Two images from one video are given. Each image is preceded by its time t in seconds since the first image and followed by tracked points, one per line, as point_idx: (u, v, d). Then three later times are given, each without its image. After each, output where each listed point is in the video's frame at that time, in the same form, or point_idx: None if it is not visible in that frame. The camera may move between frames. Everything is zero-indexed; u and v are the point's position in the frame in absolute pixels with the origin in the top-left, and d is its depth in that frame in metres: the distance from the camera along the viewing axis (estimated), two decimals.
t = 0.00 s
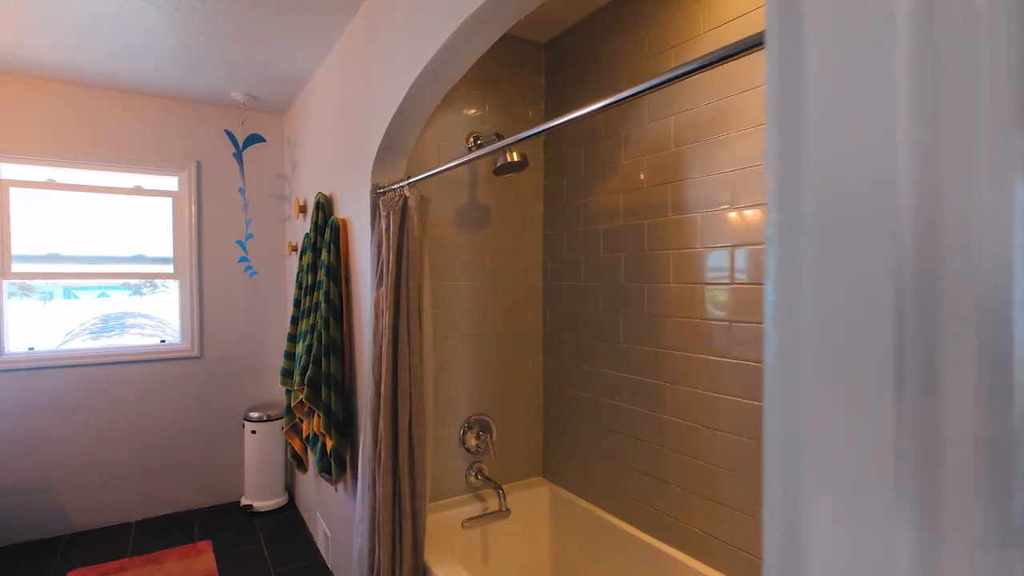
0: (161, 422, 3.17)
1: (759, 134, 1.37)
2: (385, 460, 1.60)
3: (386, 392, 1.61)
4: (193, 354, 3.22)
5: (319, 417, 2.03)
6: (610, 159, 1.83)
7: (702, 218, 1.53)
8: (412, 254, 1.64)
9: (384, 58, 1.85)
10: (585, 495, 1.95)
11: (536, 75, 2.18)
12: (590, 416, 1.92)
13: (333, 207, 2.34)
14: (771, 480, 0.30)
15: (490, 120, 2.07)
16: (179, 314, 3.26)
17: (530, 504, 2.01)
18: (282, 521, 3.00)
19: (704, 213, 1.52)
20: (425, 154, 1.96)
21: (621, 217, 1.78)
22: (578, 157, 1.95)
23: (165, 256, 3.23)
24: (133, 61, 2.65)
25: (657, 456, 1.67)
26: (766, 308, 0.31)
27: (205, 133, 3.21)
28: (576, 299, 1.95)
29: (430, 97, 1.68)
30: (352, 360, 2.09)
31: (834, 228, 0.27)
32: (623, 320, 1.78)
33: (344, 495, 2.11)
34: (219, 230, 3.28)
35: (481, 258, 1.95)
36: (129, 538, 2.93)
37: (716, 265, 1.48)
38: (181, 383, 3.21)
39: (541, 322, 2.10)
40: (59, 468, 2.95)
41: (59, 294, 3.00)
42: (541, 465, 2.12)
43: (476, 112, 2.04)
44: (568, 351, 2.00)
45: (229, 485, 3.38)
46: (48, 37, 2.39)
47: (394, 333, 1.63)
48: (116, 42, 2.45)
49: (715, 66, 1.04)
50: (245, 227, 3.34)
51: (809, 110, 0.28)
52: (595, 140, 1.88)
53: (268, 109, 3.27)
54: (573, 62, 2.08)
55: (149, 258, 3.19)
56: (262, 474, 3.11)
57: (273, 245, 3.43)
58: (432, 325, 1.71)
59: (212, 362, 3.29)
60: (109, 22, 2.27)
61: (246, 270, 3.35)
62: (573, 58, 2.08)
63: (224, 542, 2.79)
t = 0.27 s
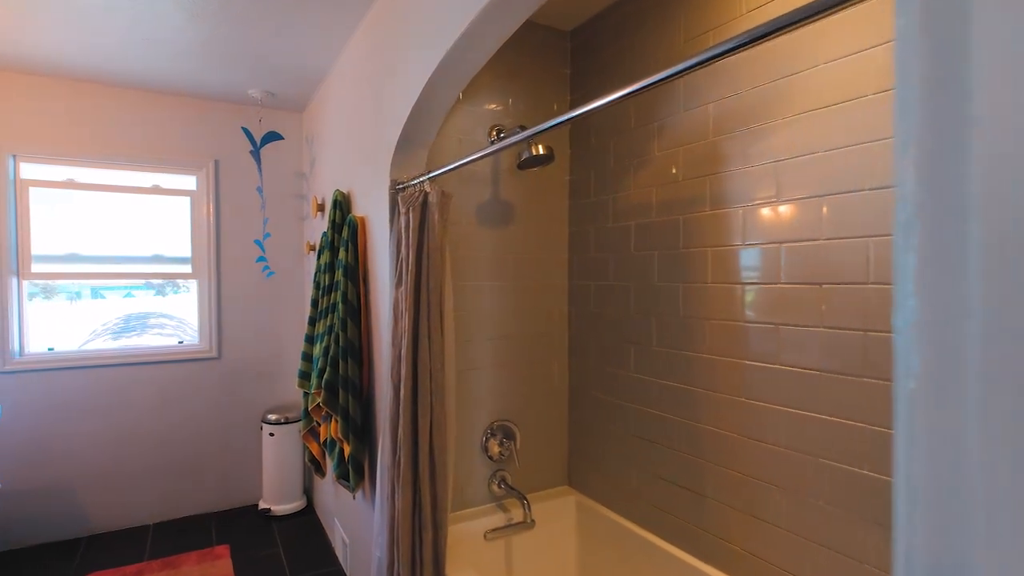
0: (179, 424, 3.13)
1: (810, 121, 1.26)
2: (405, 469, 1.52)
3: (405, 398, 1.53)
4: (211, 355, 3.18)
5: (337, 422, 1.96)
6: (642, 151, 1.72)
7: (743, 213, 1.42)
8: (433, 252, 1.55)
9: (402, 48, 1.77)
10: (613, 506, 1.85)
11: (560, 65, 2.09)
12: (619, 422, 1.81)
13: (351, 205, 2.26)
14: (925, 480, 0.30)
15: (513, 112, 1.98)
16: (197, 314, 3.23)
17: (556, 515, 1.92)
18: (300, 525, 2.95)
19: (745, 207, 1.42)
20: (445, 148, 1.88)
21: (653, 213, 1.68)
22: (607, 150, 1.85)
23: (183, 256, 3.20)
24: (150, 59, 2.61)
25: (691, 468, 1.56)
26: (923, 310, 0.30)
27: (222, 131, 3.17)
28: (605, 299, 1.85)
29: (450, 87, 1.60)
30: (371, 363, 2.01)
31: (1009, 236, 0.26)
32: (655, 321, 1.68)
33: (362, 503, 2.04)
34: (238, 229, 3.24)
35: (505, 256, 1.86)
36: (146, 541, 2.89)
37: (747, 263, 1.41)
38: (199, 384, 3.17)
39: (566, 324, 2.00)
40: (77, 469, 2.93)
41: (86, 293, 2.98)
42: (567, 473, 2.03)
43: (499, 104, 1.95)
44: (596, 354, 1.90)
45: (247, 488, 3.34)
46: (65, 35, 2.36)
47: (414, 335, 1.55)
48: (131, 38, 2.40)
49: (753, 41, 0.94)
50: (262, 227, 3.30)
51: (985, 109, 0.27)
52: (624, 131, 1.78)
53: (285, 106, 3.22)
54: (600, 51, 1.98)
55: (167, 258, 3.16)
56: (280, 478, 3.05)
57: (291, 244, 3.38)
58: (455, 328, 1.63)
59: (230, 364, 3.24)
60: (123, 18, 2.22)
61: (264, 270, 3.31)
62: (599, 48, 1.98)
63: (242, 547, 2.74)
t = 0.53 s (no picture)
0: (200, 425, 3.11)
1: (871, 104, 1.14)
2: (427, 478, 1.44)
3: (428, 404, 1.45)
4: (231, 356, 3.15)
5: (356, 427, 1.89)
6: (678, 142, 1.62)
7: (792, 207, 1.31)
8: (456, 250, 1.47)
9: (422, 37, 1.69)
10: (645, 519, 1.75)
11: (588, 54, 1.99)
12: (652, 430, 1.71)
13: (372, 202, 2.19)
14: None
15: (538, 104, 1.89)
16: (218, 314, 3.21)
17: (583, 527, 1.82)
18: (320, 531, 2.90)
19: (795, 200, 1.30)
20: (468, 141, 1.80)
21: (691, 208, 1.57)
22: (639, 142, 1.75)
23: (205, 256, 3.18)
24: (169, 57, 2.58)
25: (732, 481, 1.46)
26: None
27: (241, 129, 3.14)
28: (636, 300, 1.75)
29: (473, 77, 1.51)
30: (391, 366, 1.93)
31: None
32: (692, 323, 1.57)
33: (382, 511, 1.97)
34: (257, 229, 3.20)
35: (531, 255, 1.78)
36: (166, 542, 2.87)
37: (791, 262, 1.31)
38: (219, 385, 3.14)
39: (595, 326, 1.91)
40: (100, 470, 2.92)
41: (115, 293, 2.99)
42: (596, 483, 1.93)
43: (524, 95, 1.86)
44: (627, 358, 1.79)
45: (268, 491, 3.30)
46: (83, 34, 2.34)
47: (437, 336, 1.47)
48: (151, 36, 2.37)
49: (797, 16, 0.84)
50: (282, 226, 3.25)
51: None
52: (659, 122, 1.68)
53: (305, 103, 3.17)
54: (631, 38, 1.88)
55: (187, 257, 3.13)
56: (300, 482, 3.01)
57: (311, 243, 3.34)
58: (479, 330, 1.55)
59: (250, 364, 3.21)
60: (141, 15, 2.18)
61: (284, 270, 3.27)
62: (631, 34, 1.88)
63: (261, 551, 2.70)
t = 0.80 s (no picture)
0: (223, 427, 3.07)
1: (949, 82, 1.01)
2: (453, 490, 1.35)
3: (454, 411, 1.36)
4: (254, 357, 3.11)
5: (379, 432, 1.81)
6: (723, 130, 1.50)
7: (855, 198, 1.18)
8: (484, 247, 1.38)
9: (446, 23, 1.60)
10: (685, 535, 1.63)
11: (622, 39, 1.88)
12: (694, 440, 1.60)
13: (394, 198, 2.11)
14: None
15: (570, 92, 1.78)
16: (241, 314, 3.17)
17: (618, 541, 1.72)
18: (343, 536, 2.84)
19: (860, 190, 1.17)
20: (495, 133, 1.70)
21: (737, 202, 1.45)
22: (679, 131, 1.63)
23: (228, 255, 3.14)
24: (190, 53, 2.54)
25: (787, 498, 1.34)
26: None
27: (263, 127, 3.09)
28: (676, 300, 1.64)
29: (500, 63, 1.41)
30: (414, 370, 1.85)
31: None
32: (740, 325, 1.45)
33: (406, 520, 1.89)
34: (280, 228, 3.15)
35: (562, 252, 1.68)
36: (190, 546, 2.83)
37: (854, 259, 1.18)
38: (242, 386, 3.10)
39: (630, 328, 1.80)
40: (124, 471, 2.91)
41: (146, 294, 3.00)
42: (631, 494, 1.82)
43: (554, 84, 1.76)
44: (666, 361, 1.68)
45: (291, 494, 3.25)
46: (102, 30, 2.31)
47: (463, 339, 1.38)
48: (171, 31, 2.33)
49: None
50: (304, 224, 3.20)
51: None
52: (701, 109, 1.56)
53: (327, 99, 3.11)
54: (669, 21, 1.76)
55: (211, 257, 3.11)
56: (323, 485, 2.95)
57: (333, 242, 3.27)
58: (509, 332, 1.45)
59: (272, 365, 3.16)
60: (159, 9, 2.14)
61: (306, 270, 3.21)
62: (669, 16, 1.76)
63: (284, 557, 2.64)
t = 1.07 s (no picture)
0: (249, 429, 3.04)
1: None
2: (486, 506, 1.25)
3: (487, 419, 1.26)
4: (280, 358, 3.06)
5: (407, 440, 1.72)
6: (780, 114, 1.36)
7: (941, 186, 1.04)
8: (519, 243, 1.28)
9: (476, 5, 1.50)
10: (735, 556, 1.51)
11: (664, 21, 1.75)
12: (747, 453, 1.47)
13: (422, 194, 2.02)
14: None
15: (608, 78, 1.66)
16: (268, 315, 3.13)
17: (660, 561, 1.60)
18: (370, 544, 2.77)
19: (947, 177, 1.02)
20: (529, 122, 1.59)
21: (798, 193, 1.32)
22: (730, 116, 1.50)
23: (255, 255, 3.11)
24: (214, 49, 2.50)
25: (858, 523, 1.19)
26: None
27: (289, 124, 3.04)
28: (728, 300, 1.52)
29: (534, 43, 1.30)
30: (443, 374, 1.76)
31: None
32: (800, 328, 1.32)
33: (435, 532, 1.80)
34: (306, 227, 3.10)
35: (600, 250, 1.57)
36: (217, 551, 2.79)
37: (938, 256, 1.04)
38: (269, 388, 3.06)
39: (673, 330, 1.68)
40: (152, 473, 2.89)
41: (181, 294, 2.99)
42: (675, 509, 1.70)
43: (592, 69, 1.64)
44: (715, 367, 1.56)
45: (318, 498, 3.20)
46: (128, 27, 2.28)
47: (496, 342, 1.28)
48: (194, 27, 2.28)
49: None
50: (330, 223, 3.14)
51: None
52: (756, 92, 1.42)
53: (354, 95, 3.04)
54: None
55: (238, 257, 3.07)
56: (349, 490, 2.89)
57: (359, 241, 3.20)
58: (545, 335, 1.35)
59: (299, 367, 3.11)
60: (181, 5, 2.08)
61: (332, 270, 3.15)
62: None
63: (309, 564, 2.59)
